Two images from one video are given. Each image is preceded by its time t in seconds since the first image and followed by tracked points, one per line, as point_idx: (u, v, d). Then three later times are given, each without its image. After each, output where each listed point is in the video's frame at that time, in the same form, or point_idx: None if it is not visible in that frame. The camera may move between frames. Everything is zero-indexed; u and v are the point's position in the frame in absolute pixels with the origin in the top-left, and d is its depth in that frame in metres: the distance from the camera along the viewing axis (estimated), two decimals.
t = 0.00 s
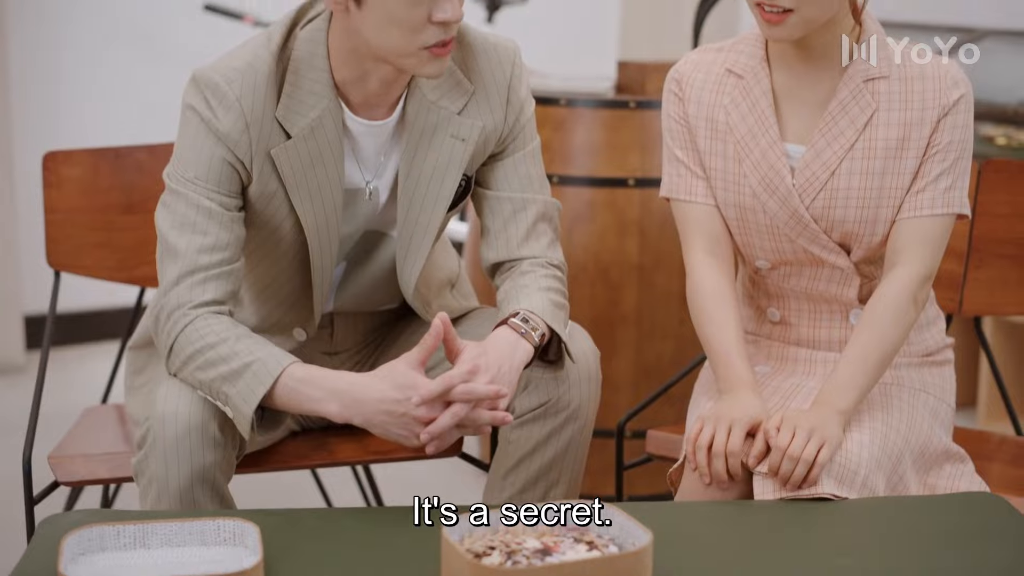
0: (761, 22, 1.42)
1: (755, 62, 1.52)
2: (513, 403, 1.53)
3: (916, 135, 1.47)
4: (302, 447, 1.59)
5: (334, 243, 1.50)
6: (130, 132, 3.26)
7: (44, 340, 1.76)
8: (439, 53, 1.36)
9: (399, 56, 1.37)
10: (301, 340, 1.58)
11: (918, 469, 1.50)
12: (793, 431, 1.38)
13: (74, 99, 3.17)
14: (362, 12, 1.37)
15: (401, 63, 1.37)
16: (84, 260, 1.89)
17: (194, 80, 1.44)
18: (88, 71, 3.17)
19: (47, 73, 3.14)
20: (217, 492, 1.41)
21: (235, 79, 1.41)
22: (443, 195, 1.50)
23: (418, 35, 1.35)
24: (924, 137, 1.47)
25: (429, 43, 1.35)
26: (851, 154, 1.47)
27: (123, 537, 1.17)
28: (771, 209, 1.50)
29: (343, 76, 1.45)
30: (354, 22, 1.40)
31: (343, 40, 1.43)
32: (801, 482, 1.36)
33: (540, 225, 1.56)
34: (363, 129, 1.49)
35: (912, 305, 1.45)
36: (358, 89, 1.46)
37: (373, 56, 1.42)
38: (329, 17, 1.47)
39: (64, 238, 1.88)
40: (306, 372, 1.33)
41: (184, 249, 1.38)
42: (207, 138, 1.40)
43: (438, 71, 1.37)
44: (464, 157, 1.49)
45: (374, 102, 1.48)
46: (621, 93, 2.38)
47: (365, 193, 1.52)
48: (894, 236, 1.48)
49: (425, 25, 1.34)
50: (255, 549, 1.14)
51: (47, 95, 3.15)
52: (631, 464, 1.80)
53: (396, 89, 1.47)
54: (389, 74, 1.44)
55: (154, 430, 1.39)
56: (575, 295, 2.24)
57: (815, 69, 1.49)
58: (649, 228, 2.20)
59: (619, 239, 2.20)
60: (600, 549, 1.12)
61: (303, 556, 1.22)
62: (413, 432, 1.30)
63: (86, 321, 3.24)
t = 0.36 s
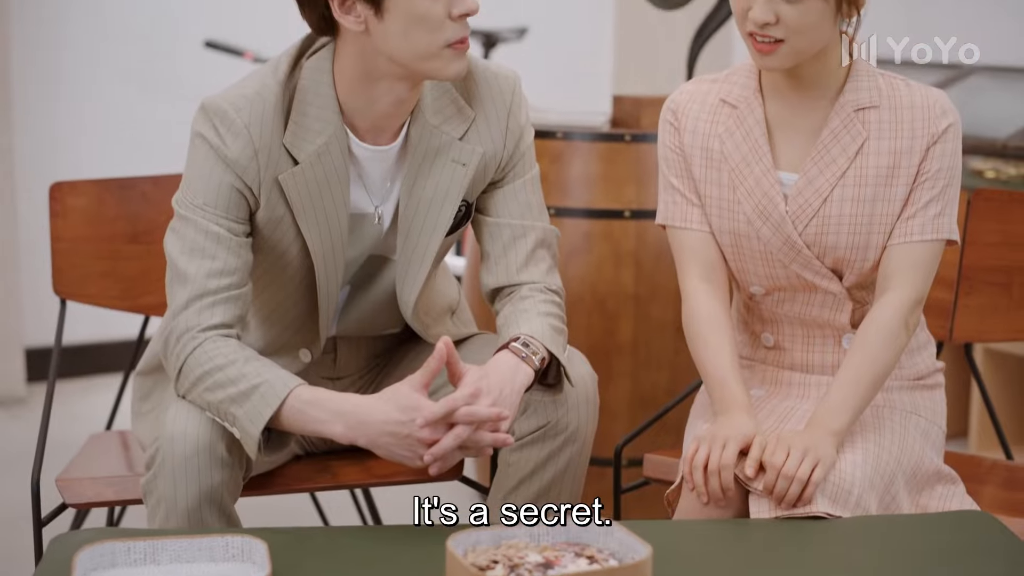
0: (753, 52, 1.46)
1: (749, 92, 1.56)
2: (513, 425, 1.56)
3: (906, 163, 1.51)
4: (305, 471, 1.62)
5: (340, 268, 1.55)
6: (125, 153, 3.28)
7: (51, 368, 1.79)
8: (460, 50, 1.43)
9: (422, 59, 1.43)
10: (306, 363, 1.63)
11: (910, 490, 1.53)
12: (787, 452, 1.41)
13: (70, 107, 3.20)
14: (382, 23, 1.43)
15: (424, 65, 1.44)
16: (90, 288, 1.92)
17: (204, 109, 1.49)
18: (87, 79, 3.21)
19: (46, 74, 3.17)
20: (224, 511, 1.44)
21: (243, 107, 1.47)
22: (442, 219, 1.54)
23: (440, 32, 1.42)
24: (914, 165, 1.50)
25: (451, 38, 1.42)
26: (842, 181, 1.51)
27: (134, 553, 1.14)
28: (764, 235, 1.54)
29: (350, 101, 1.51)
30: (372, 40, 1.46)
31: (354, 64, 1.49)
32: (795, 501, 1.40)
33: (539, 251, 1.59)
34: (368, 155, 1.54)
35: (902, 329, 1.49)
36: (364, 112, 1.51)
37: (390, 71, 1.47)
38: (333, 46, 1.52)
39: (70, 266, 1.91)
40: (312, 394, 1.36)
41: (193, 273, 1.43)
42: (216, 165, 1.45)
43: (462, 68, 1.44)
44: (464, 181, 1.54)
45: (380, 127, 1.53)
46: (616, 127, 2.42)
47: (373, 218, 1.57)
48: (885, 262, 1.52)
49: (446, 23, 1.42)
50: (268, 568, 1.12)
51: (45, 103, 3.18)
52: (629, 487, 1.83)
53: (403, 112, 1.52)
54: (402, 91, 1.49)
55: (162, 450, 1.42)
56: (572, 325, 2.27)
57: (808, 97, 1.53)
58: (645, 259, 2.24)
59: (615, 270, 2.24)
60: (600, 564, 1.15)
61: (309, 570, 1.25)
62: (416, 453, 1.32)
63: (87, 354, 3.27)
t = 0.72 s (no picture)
0: (735, 64, 1.51)
1: (745, 113, 1.60)
2: (513, 439, 1.58)
3: (898, 182, 1.54)
4: (308, 485, 1.65)
5: (343, 286, 1.58)
6: (124, 175, 3.34)
7: (58, 385, 1.82)
8: (463, 71, 1.46)
9: (426, 81, 1.46)
10: (310, 378, 1.65)
11: (903, 502, 1.56)
12: (782, 462, 1.44)
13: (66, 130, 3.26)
14: (388, 47, 1.46)
15: (429, 87, 1.46)
16: (93, 308, 1.95)
17: (210, 129, 1.51)
18: (83, 85, 3.25)
19: (47, 92, 3.22)
20: (231, 522, 1.47)
21: (249, 127, 1.49)
22: (444, 237, 1.56)
23: (444, 55, 1.45)
24: (905, 183, 1.54)
25: (455, 60, 1.45)
26: (836, 200, 1.54)
27: (144, 560, 1.12)
28: (760, 251, 1.57)
29: (354, 121, 1.53)
30: (377, 64, 1.48)
31: (359, 85, 1.51)
32: (790, 511, 1.42)
33: (538, 269, 1.62)
34: (371, 174, 1.57)
35: (895, 343, 1.52)
36: (367, 133, 1.54)
37: (394, 92, 1.50)
38: (337, 69, 1.55)
39: (76, 286, 1.94)
40: (318, 407, 1.38)
41: (201, 289, 1.45)
42: (223, 184, 1.47)
43: (464, 90, 1.47)
44: (465, 200, 1.57)
45: (383, 147, 1.55)
46: (613, 151, 2.46)
47: (376, 236, 1.59)
48: (878, 278, 1.55)
49: (450, 45, 1.45)
50: None
51: (43, 124, 3.23)
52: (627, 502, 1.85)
53: (405, 132, 1.55)
54: (406, 111, 1.52)
55: (170, 462, 1.45)
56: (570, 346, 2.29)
57: (800, 118, 1.57)
58: (641, 279, 2.27)
59: (613, 291, 2.27)
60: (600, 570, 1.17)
61: None
62: (419, 464, 1.35)
63: (91, 377, 3.30)
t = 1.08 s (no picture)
0: (734, 79, 1.56)
1: (744, 130, 1.63)
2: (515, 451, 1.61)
3: (895, 198, 1.57)
4: (311, 499, 1.67)
5: (349, 301, 1.60)
6: (127, 194, 3.43)
7: (65, 399, 1.85)
8: (469, 89, 1.49)
9: (434, 99, 1.49)
10: (316, 392, 1.68)
11: (900, 513, 1.58)
12: (779, 471, 1.47)
13: (75, 152, 3.35)
14: (396, 67, 1.48)
15: (437, 105, 1.49)
16: (102, 324, 1.98)
17: (220, 146, 1.54)
18: (83, 84, 3.32)
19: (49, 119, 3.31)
20: (238, 532, 1.49)
21: (257, 145, 1.52)
22: (448, 252, 1.59)
23: (450, 75, 1.47)
24: (902, 201, 1.57)
25: (461, 80, 1.48)
26: (834, 216, 1.57)
27: (154, 566, 1.09)
28: (759, 265, 1.60)
29: (360, 138, 1.56)
30: (385, 83, 1.51)
31: (365, 104, 1.54)
32: (788, 517, 1.45)
33: (541, 284, 1.65)
34: (376, 191, 1.60)
35: (891, 356, 1.55)
36: (374, 151, 1.57)
37: (400, 110, 1.53)
38: (343, 87, 1.58)
39: (84, 302, 1.96)
40: (325, 418, 1.41)
41: (210, 303, 1.47)
42: (231, 200, 1.50)
43: (470, 106, 1.50)
44: (469, 217, 1.60)
45: (388, 165, 1.59)
46: (611, 172, 2.50)
47: (380, 252, 1.62)
48: (875, 291, 1.58)
49: (456, 65, 1.47)
50: None
51: (51, 146, 3.32)
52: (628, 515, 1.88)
53: (410, 151, 1.58)
54: (411, 129, 1.55)
55: (180, 472, 1.47)
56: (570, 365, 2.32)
57: (799, 135, 1.61)
58: (639, 298, 2.29)
59: (612, 310, 2.29)
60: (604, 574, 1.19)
61: None
62: (425, 473, 1.37)
63: (95, 398, 3.33)
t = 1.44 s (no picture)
0: (738, 98, 1.59)
1: (744, 147, 1.67)
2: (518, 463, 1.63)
3: (892, 215, 1.61)
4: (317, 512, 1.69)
5: (354, 315, 1.62)
6: (132, 215, 3.46)
7: (72, 414, 1.87)
8: (471, 114, 1.51)
9: (436, 122, 1.51)
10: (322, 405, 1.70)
11: (897, 524, 1.61)
12: (778, 477, 1.50)
13: (79, 175, 3.38)
14: (400, 88, 1.50)
15: (437, 129, 1.51)
16: (111, 341, 2.00)
17: (228, 163, 1.57)
18: (83, 84, 3.34)
19: (53, 142, 3.34)
20: (250, 540, 1.52)
21: (266, 161, 1.55)
22: (452, 267, 1.62)
23: (453, 98, 1.49)
24: (899, 216, 1.61)
25: (462, 104, 1.50)
26: (832, 230, 1.61)
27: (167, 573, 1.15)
28: (758, 279, 1.63)
29: (366, 158, 1.59)
30: (389, 103, 1.53)
31: (370, 122, 1.57)
32: (785, 523, 1.48)
33: (543, 298, 1.68)
34: (381, 208, 1.62)
35: (888, 368, 1.57)
36: (380, 168, 1.59)
37: (405, 130, 1.55)
38: (349, 105, 1.61)
39: (92, 318, 1.99)
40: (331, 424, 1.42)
41: (218, 317, 1.49)
42: (240, 216, 1.52)
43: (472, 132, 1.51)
44: (472, 233, 1.62)
45: (394, 181, 1.61)
46: (611, 191, 2.52)
47: (386, 267, 1.64)
48: (872, 304, 1.62)
49: (458, 90, 1.49)
50: None
51: (56, 171, 3.35)
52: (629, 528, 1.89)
53: (415, 168, 1.60)
54: (416, 147, 1.57)
55: (193, 482, 1.49)
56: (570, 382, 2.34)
57: (799, 153, 1.64)
58: (638, 315, 2.32)
59: (612, 328, 2.32)
60: None
61: None
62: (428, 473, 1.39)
63: (97, 418, 3.34)
